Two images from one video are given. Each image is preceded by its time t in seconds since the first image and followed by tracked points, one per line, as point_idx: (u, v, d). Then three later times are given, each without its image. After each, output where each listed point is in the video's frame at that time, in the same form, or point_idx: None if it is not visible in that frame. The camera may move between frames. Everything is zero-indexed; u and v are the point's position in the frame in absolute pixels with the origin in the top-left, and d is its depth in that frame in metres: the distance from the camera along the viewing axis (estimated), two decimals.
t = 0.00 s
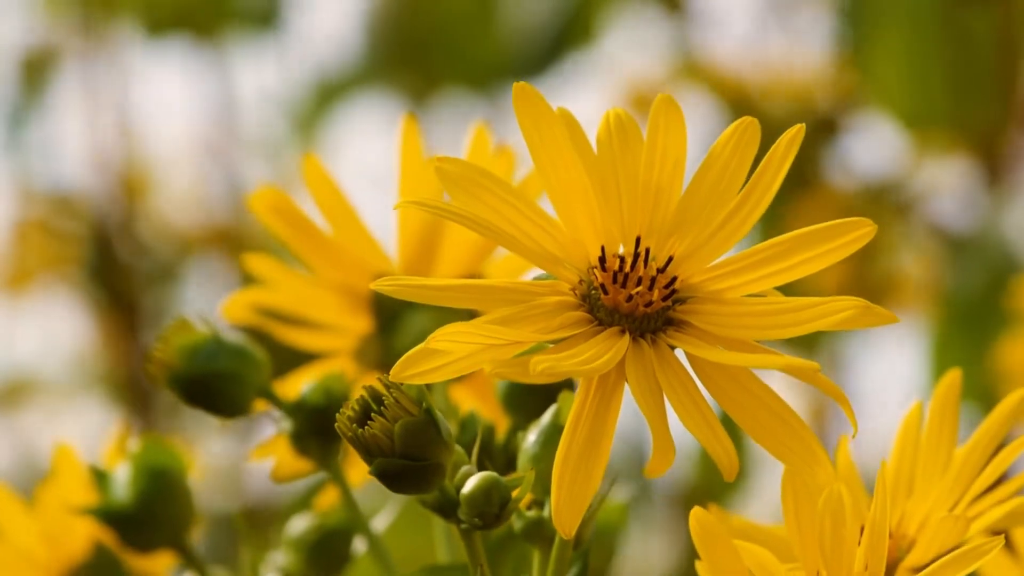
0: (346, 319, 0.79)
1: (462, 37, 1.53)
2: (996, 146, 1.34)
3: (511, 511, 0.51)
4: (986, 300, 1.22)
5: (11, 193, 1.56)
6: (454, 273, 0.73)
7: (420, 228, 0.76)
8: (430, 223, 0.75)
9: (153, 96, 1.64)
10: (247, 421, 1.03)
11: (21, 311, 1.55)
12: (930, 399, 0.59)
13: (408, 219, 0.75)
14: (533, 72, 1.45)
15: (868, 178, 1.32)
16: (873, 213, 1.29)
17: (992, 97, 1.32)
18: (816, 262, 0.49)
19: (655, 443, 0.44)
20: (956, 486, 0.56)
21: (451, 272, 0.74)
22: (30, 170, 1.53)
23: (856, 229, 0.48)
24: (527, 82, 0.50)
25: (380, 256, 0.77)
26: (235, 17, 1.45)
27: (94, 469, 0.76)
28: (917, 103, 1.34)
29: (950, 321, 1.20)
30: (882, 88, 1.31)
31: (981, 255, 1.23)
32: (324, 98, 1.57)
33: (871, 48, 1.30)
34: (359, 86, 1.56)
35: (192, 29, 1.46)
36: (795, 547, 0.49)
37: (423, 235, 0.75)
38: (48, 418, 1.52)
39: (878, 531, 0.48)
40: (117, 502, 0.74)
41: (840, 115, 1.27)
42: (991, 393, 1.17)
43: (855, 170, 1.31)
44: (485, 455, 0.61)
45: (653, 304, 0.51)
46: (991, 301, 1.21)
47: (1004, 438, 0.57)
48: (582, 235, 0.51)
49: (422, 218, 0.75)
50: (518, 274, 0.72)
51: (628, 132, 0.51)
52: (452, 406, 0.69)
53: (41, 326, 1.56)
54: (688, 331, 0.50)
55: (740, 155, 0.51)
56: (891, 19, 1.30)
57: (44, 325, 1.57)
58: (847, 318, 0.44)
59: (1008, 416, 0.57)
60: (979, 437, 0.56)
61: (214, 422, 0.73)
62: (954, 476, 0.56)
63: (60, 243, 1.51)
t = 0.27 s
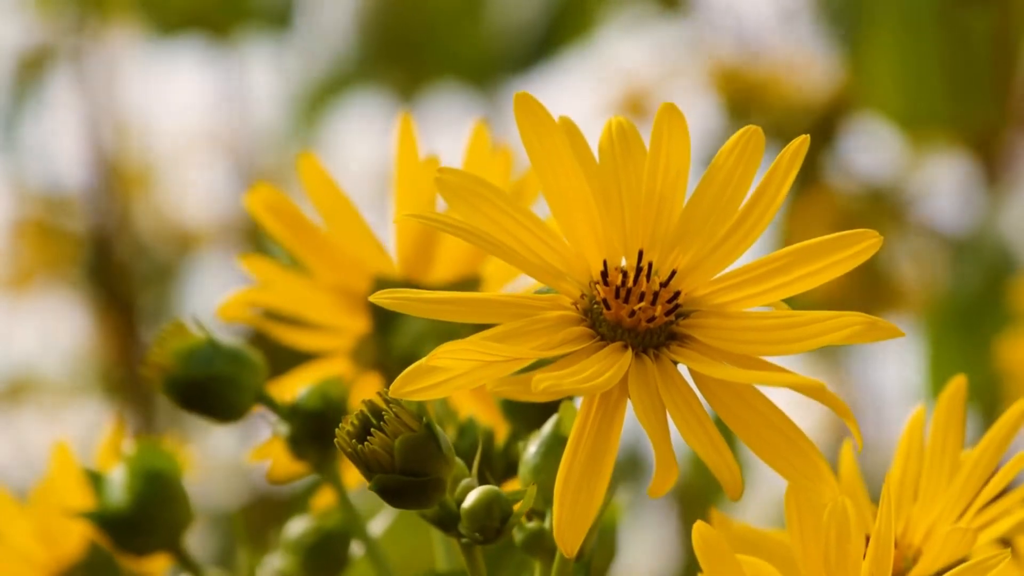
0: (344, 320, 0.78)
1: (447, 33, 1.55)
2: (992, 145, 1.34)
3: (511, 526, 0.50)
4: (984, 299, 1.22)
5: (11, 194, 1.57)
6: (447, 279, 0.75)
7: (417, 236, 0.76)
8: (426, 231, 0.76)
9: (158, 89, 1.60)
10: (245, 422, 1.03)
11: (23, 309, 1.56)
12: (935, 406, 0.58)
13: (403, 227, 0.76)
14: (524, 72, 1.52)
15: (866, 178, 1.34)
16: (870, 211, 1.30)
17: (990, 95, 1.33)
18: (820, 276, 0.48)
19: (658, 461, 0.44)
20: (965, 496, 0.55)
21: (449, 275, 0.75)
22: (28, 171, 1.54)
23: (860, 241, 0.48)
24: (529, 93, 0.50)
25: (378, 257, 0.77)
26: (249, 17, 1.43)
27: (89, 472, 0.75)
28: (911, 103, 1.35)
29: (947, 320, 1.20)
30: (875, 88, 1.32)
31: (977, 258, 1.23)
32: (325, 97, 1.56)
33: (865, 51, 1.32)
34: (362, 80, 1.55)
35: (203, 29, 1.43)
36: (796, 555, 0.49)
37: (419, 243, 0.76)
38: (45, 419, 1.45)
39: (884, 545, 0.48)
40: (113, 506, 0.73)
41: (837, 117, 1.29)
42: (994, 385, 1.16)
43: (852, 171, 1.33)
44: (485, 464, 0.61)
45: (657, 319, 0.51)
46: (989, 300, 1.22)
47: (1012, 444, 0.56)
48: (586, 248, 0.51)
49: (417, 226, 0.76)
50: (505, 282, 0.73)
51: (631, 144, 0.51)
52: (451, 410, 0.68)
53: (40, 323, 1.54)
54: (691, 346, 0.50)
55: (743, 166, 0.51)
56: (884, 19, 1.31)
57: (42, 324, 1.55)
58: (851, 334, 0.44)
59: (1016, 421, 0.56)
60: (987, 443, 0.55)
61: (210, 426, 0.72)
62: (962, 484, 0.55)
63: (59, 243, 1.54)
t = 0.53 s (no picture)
0: (341, 319, 0.77)
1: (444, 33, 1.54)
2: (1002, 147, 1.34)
3: (511, 531, 0.50)
4: (996, 298, 1.24)
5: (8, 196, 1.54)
6: (445, 279, 0.75)
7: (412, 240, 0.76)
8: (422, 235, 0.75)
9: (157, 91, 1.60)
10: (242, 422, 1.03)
11: (15, 301, 1.48)
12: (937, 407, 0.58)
13: (398, 229, 0.75)
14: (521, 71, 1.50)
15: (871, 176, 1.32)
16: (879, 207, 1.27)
17: (996, 96, 1.34)
18: (820, 281, 0.48)
19: (658, 468, 0.43)
20: (965, 496, 0.55)
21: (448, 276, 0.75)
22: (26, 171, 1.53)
23: (860, 246, 0.47)
24: (527, 96, 0.50)
25: (375, 256, 0.76)
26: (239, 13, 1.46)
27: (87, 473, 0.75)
28: (917, 102, 1.37)
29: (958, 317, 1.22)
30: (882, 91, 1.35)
31: (988, 256, 1.25)
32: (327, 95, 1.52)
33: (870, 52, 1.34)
34: (361, 78, 1.52)
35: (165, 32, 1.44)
36: (796, 558, 0.49)
37: (415, 246, 0.76)
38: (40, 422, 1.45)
39: (886, 549, 0.47)
40: (110, 507, 0.73)
41: (839, 115, 1.29)
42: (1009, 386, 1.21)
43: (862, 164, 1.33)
44: (484, 467, 0.61)
45: (657, 324, 0.50)
46: (1002, 299, 1.24)
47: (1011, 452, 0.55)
48: (584, 252, 0.51)
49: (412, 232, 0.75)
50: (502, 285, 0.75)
51: (630, 145, 0.50)
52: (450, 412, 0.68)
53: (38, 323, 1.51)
54: (692, 352, 0.49)
55: (743, 170, 0.51)
56: (885, 18, 1.33)
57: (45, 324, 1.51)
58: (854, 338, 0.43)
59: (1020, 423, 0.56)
60: (991, 443, 0.55)
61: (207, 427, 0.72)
62: (963, 485, 0.55)
63: (58, 243, 1.46)
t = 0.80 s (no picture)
0: (341, 317, 0.78)
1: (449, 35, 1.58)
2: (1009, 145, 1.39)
3: (510, 525, 0.50)
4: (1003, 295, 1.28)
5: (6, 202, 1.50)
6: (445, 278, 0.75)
7: (413, 236, 0.77)
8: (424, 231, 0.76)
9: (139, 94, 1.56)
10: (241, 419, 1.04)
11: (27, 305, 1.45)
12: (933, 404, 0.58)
13: (399, 225, 0.76)
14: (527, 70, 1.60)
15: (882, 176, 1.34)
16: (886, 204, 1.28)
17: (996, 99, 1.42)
18: (818, 275, 0.48)
19: (656, 460, 0.44)
20: (960, 494, 0.55)
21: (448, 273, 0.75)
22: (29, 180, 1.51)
23: (858, 242, 0.47)
24: (527, 91, 0.50)
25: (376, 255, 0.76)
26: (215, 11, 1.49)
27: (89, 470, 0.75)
28: (930, 102, 1.48)
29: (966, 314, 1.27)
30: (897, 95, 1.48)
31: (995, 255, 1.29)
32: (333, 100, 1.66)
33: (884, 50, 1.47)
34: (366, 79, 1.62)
35: (170, 26, 1.48)
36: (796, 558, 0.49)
37: (416, 242, 0.77)
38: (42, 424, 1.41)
39: (883, 545, 0.48)
40: (111, 504, 0.73)
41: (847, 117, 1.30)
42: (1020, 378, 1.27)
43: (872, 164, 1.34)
44: (484, 462, 0.61)
45: (655, 317, 0.51)
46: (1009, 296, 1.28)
47: (1008, 444, 0.57)
48: (584, 247, 0.51)
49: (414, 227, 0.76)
50: (504, 282, 0.74)
51: (630, 141, 0.51)
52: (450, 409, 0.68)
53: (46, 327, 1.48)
54: (691, 345, 0.50)
55: (742, 166, 0.51)
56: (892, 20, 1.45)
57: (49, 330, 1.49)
58: (851, 333, 0.44)
59: (1009, 427, 0.57)
60: (987, 441, 0.56)
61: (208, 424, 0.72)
62: (958, 483, 0.56)
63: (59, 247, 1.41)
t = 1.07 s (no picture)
0: (343, 317, 0.79)
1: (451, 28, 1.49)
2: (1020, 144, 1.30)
3: (510, 514, 0.51)
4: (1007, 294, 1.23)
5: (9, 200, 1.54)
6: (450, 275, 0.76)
7: (418, 232, 0.76)
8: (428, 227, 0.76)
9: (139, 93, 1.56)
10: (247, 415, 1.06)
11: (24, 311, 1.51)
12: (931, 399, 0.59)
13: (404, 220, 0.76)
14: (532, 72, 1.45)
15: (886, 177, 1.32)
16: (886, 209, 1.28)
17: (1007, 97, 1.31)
18: (816, 266, 0.48)
19: (655, 445, 0.44)
20: (959, 487, 0.56)
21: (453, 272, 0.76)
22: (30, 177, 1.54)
23: (854, 233, 0.48)
24: (527, 85, 0.51)
25: (378, 255, 0.76)
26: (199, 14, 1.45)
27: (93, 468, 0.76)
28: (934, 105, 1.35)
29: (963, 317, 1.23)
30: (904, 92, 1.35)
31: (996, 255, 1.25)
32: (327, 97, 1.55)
33: (893, 53, 1.32)
34: (363, 80, 1.54)
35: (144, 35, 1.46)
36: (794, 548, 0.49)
37: (420, 239, 0.76)
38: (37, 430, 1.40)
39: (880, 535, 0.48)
40: (115, 502, 0.74)
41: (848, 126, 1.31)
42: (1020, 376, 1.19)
43: (874, 167, 1.31)
44: (485, 456, 0.61)
45: (653, 307, 0.51)
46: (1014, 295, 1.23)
47: (1007, 436, 0.57)
48: (582, 238, 0.51)
49: (418, 223, 0.76)
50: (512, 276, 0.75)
51: (628, 135, 0.51)
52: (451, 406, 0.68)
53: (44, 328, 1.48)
54: (688, 334, 0.50)
55: (739, 158, 0.51)
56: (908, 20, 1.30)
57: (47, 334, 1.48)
58: (847, 321, 0.44)
59: (1007, 420, 0.57)
60: (985, 435, 0.57)
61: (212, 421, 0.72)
62: (956, 476, 0.56)
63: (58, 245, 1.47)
